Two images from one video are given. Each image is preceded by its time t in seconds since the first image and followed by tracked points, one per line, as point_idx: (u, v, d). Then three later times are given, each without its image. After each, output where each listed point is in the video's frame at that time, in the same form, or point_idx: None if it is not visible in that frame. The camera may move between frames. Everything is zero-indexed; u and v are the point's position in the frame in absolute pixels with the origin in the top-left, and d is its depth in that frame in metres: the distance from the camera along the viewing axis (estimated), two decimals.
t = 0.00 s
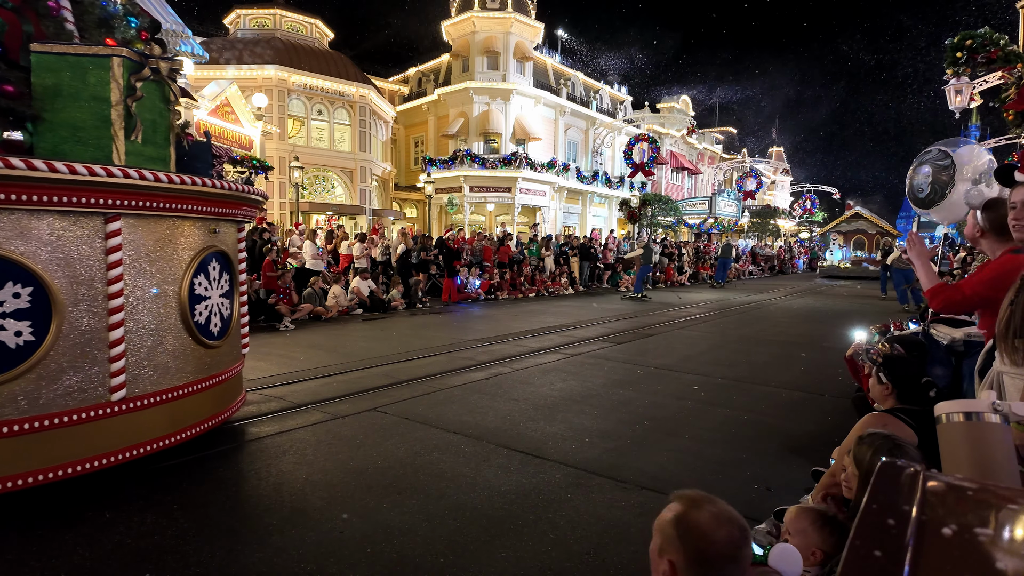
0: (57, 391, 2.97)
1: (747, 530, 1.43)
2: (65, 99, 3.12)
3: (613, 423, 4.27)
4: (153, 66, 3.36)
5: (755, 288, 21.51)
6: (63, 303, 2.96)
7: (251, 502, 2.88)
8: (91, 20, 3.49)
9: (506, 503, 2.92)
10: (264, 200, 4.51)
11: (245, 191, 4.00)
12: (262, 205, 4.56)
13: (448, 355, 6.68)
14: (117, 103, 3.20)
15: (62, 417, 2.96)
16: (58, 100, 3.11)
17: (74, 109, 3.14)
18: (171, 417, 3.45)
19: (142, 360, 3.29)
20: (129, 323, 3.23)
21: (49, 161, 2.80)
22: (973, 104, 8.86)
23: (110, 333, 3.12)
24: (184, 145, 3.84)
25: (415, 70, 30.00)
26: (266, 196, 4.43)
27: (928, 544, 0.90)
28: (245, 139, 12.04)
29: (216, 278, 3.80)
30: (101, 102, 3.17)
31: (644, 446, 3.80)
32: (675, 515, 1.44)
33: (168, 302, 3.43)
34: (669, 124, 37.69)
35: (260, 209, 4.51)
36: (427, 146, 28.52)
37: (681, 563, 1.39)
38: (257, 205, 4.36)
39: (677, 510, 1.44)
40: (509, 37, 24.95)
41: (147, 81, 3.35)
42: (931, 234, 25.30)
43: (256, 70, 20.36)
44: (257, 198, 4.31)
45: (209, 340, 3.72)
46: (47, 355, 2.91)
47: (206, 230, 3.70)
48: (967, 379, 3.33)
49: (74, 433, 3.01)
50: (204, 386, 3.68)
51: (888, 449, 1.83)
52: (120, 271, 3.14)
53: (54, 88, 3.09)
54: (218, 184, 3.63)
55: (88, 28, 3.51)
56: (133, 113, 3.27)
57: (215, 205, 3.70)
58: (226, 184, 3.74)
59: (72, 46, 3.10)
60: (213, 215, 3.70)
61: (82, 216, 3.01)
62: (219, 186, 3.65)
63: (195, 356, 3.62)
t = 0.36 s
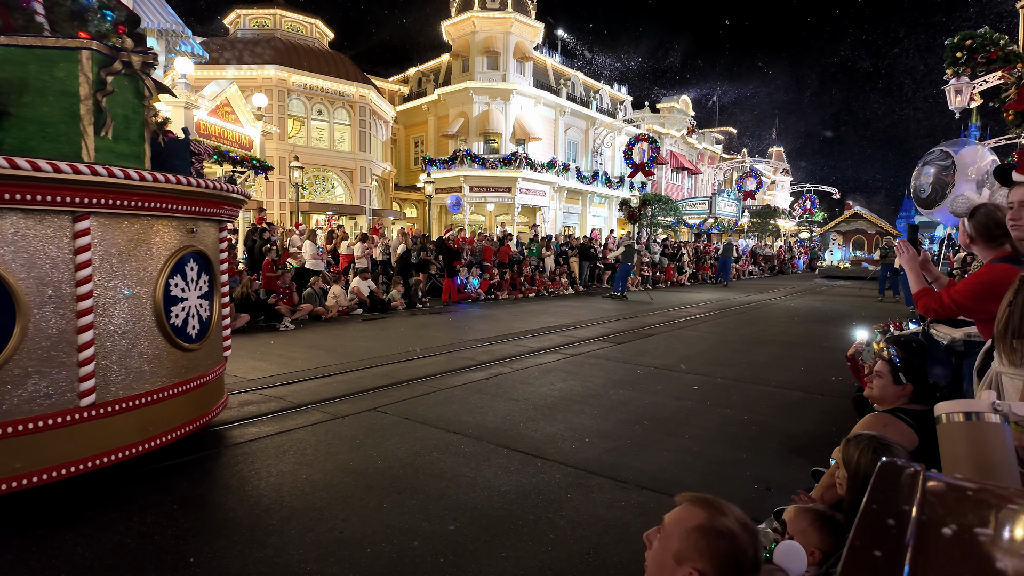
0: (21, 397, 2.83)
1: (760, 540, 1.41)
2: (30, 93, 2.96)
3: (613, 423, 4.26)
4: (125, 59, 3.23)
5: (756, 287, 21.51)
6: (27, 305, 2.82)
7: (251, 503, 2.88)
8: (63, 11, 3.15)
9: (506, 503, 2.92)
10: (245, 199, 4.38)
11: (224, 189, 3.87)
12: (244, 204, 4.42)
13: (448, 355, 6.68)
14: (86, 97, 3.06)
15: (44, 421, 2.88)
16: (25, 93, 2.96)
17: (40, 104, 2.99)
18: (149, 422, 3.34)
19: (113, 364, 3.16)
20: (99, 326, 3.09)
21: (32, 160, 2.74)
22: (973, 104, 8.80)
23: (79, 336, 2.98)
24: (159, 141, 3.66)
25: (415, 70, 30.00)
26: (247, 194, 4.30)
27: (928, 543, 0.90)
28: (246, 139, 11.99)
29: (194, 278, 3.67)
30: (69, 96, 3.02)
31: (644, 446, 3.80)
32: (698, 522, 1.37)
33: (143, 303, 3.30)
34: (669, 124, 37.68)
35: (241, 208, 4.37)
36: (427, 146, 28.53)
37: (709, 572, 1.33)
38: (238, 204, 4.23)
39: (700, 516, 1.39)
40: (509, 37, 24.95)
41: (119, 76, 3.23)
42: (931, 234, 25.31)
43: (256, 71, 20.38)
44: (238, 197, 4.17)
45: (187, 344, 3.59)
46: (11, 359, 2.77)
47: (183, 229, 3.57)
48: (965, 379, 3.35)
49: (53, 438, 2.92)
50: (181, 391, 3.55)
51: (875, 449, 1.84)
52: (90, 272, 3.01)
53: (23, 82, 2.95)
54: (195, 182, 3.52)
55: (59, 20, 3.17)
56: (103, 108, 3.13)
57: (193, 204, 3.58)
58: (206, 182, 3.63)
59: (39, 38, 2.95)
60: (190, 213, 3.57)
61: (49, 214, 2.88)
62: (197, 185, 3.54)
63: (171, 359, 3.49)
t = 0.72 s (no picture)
0: None
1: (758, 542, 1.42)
2: None
3: (613, 423, 4.26)
4: (94, 51, 3.13)
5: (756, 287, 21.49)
6: None
7: (249, 503, 2.88)
8: (31, 3, 2.88)
9: (506, 504, 2.92)
10: (229, 197, 4.25)
11: (204, 188, 3.75)
12: (227, 202, 4.30)
13: (448, 355, 6.67)
14: (53, 91, 2.96)
15: (28, 425, 2.83)
16: None
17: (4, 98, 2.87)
18: (126, 426, 3.26)
19: (81, 368, 3.05)
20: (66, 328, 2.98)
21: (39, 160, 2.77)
22: (975, 105, 8.66)
23: (45, 340, 2.87)
24: (133, 139, 3.50)
25: (415, 70, 30.00)
26: (230, 193, 4.18)
27: (928, 544, 0.90)
28: (245, 139, 11.97)
29: (171, 279, 3.56)
30: (36, 90, 2.92)
31: (644, 446, 3.80)
32: (698, 523, 1.37)
33: (114, 305, 3.18)
34: (669, 124, 37.66)
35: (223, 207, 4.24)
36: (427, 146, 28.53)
37: (709, 572, 1.32)
38: (221, 203, 4.11)
39: (700, 517, 1.38)
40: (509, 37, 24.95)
41: (88, 69, 3.12)
42: (931, 234, 25.28)
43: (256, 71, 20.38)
44: (219, 195, 4.05)
45: (161, 347, 3.48)
46: None
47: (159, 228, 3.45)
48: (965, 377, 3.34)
49: (44, 440, 2.90)
50: (156, 395, 3.44)
51: (876, 449, 1.84)
52: (55, 273, 2.89)
53: None
54: (172, 180, 3.41)
55: (28, 13, 2.91)
56: (70, 102, 3.02)
57: (170, 202, 3.47)
58: (185, 181, 3.53)
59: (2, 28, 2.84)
60: (166, 213, 3.46)
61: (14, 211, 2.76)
62: (174, 183, 3.44)
63: (145, 363, 3.38)
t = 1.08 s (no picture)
0: None
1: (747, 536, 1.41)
2: None
3: (613, 423, 4.26)
4: (61, 44, 3.08)
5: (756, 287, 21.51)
6: None
7: (249, 503, 2.88)
8: None
9: (506, 504, 2.92)
10: (209, 196, 4.13)
11: (182, 186, 3.63)
12: (206, 201, 4.17)
13: (448, 355, 6.68)
14: (18, 84, 2.93)
15: None
16: None
17: None
18: (102, 431, 3.16)
19: (48, 373, 2.92)
20: (30, 332, 2.82)
21: (37, 160, 2.74)
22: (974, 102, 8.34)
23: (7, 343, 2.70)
24: (105, 136, 3.48)
25: (415, 70, 29.98)
26: (209, 191, 4.05)
27: (928, 544, 0.91)
28: (246, 139, 11.98)
29: (144, 280, 3.42)
30: None
31: (643, 446, 3.81)
32: (685, 521, 1.37)
33: (82, 307, 3.04)
34: (669, 124, 37.65)
35: (203, 206, 4.12)
36: (427, 146, 28.54)
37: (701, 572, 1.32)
38: (199, 202, 3.99)
39: (686, 515, 1.39)
40: (509, 37, 24.95)
41: (55, 63, 3.09)
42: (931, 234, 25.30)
43: (256, 71, 20.38)
44: (198, 194, 3.93)
45: (136, 352, 3.35)
46: None
47: (133, 227, 3.31)
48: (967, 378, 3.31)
49: (27, 443, 2.83)
50: (132, 400, 3.32)
51: (883, 450, 1.83)
52: (20, 273, 2.73)
53: None
54: (146, 178, 3.29)
55: None
56: (35, 97, 2.99)
57: (145, 201, 3.34)
58: (160, 179, 3.40)
59: None
60: (142, 212, 3.33)
61: None
62: (149, 181, 3.32)
63: (119, 367, 3.25)
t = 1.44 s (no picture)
0: None
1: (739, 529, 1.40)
2: None
3: (613, 423, 4.26)
4: (26, 36, 3.06)
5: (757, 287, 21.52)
6: None
7: (249, 503, 2.88)
8: None
9: (506, 504, 2.92)
10: (189, 194, 4.04)
11: (159, 184, 3.55)
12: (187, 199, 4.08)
13: (448, 355, 6.68)
14: None
15: None
16: None
17: None
18: (78, 434, 3.10)
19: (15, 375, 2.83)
20: None
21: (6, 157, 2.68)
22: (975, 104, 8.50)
23: None
24: (77, 131, 3.46)
25: (415, 70, 29.97)
26: (189, 190, 3.97)
27: (929, 543, 0.91)
28: (246, 139, 11.97)
29: (118, 280, 3.35)
30: None
31: (644, 446, 3.81)
32: (676, 519, 1.38)
33: (50, 308, 2.97)
34: (669, 124, 37.65)
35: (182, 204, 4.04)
36: (427, 146, 28.54)
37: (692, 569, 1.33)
38: (179, 200, 3.91)
39: (677, 513, 1.39)
40: (509, 37, 24.96)
41: (21, 55, 3.07)
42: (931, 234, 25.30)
43: (256, 70, 20.39)
44: (177, 192, 3.84)
45: (109, 353, 3.27)
46: None
47: (106, 227, 3.25)
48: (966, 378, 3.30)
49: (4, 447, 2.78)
50: (106, 403, 3.26)
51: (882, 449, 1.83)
52: None
53: None
54: (120, 174, 3.22)
55: None
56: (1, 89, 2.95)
57: (118, 199, 3.28)
58: (136, 175, 3.33)
59: None
60: (114, 210, 3.26)
61: None
62: (124, 177, 3.24)
63: (91, 369, 3.18)
